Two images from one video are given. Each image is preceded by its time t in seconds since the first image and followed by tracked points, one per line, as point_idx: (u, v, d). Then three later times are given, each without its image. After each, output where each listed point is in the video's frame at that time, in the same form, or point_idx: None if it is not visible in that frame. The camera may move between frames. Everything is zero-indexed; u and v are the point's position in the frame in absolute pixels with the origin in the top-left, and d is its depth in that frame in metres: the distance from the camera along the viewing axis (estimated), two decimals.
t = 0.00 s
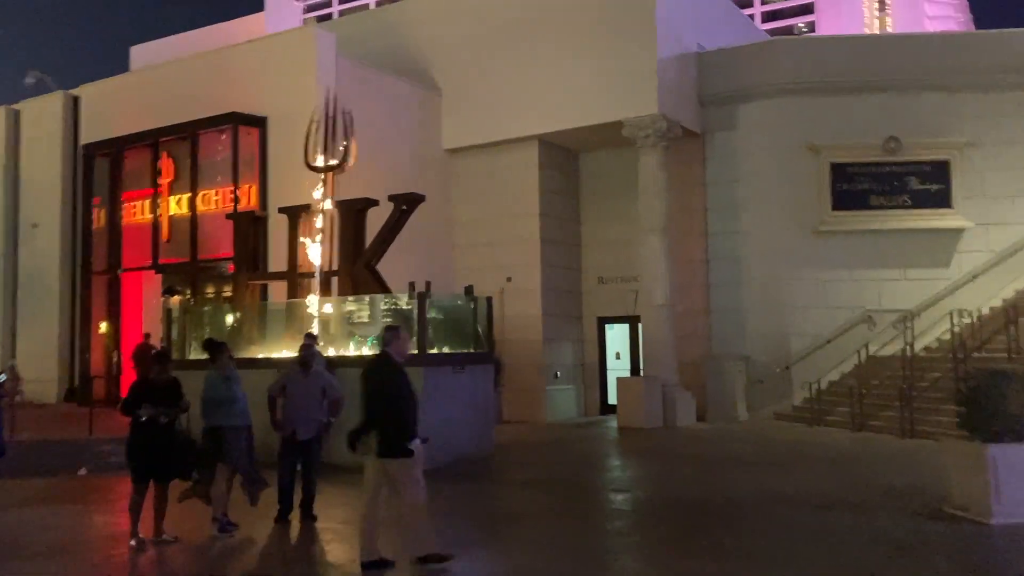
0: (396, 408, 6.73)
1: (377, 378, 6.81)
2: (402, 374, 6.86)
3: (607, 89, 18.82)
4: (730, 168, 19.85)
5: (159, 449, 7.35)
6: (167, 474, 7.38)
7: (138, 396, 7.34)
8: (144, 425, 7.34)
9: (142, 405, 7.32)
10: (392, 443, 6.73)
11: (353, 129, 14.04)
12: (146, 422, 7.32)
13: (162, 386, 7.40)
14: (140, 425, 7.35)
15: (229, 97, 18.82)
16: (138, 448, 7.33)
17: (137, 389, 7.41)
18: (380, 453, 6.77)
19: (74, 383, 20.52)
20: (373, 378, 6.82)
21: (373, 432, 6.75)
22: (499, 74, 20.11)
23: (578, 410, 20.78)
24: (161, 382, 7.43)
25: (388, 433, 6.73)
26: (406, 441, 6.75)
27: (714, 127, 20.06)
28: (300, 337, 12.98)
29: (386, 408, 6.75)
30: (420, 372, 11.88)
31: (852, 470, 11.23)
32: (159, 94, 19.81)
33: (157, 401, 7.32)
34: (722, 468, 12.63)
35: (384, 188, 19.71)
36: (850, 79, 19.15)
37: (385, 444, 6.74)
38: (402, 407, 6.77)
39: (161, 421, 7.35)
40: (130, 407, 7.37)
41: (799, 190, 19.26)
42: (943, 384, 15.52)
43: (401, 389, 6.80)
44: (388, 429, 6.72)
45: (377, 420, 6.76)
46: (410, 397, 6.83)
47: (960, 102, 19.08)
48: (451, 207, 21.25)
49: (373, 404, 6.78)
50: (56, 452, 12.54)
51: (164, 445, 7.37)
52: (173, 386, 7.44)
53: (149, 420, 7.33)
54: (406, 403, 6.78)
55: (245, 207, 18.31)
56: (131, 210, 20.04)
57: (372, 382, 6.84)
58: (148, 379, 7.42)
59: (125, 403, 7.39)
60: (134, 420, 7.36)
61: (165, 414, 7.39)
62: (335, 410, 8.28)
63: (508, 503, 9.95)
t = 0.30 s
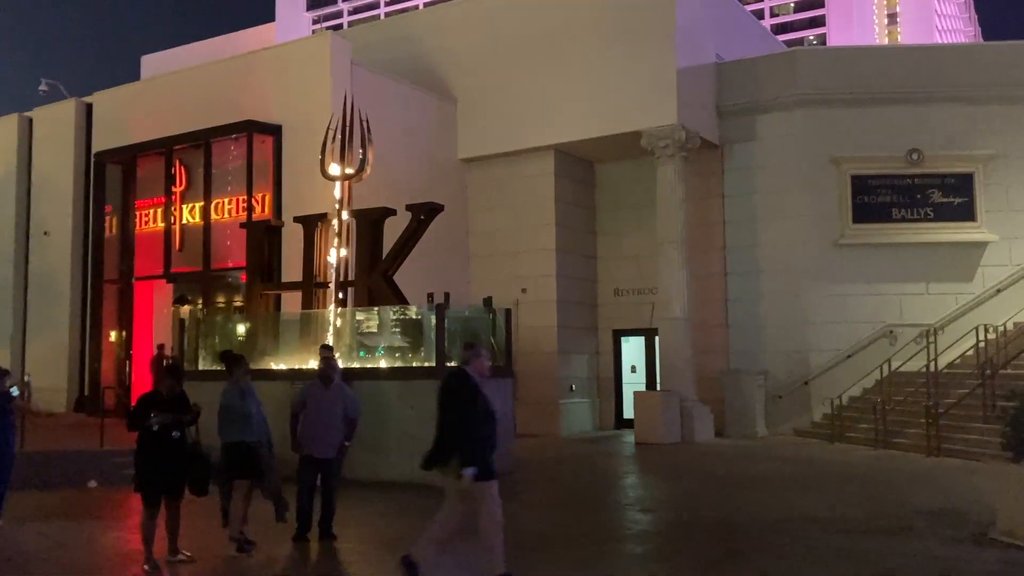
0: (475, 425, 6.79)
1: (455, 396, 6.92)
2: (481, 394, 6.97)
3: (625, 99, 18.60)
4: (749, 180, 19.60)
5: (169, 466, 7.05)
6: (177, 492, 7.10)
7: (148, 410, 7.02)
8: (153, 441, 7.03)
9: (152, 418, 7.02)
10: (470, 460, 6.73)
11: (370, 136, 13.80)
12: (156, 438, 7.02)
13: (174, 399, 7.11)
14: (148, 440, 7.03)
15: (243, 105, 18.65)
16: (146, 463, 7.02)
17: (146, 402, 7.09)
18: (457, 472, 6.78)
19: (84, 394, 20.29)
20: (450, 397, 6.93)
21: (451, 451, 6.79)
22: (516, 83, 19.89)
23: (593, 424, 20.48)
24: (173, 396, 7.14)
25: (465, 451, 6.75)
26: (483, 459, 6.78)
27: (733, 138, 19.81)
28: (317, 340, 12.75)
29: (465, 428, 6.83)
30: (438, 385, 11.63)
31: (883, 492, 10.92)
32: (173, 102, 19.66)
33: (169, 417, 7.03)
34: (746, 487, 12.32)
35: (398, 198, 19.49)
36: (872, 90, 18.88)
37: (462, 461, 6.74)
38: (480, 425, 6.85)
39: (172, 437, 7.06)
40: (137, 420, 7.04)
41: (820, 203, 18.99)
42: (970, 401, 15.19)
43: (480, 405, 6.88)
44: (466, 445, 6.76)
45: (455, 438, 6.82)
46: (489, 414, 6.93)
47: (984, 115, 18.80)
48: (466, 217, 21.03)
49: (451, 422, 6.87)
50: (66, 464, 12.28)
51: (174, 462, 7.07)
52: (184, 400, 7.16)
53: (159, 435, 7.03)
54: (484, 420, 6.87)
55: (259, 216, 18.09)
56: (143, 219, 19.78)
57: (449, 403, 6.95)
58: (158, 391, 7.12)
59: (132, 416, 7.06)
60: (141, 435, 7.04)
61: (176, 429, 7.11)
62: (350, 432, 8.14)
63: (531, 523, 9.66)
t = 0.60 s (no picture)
0: (544, 452, 6.66)
1: (522, 421, 6.72)
2: (551, 418, 6.77)
3: (635, 117, 18.40)
4: (760, 199, 19.38)
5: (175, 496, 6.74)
6: (184, 523, 6.77)
7: (152, 438, 6.73)
8: (159, 470, 6.73)
9: (156, 447, 6.72)
10: (536, 488, 6.64)
11: (380, 154, 13.60)
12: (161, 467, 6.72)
13: (178, 426, 6.79)
14: (154, 470, 6.73)
15: (249, 125, 18.48)
16: (152, 493, 6.72)
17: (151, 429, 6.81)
18: (519, 499, 6.71)
19: (86, 417, 19.97)
20: (517, 420, 6.74)
21: (517, 479, 6.67)
22: (524, 102, 19.71)
23: (604, 447, 20.15)
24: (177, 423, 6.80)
25: (534, 482, 6.64)
26: (549, 487, 6.71)
27: (743, 157, 19.61)
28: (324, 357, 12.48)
29: (535, 457, 6.67)
30: (452, 409, 11.35)
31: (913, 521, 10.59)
32: (179, 122, 19.49)
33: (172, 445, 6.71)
34: (768, 514, 12.01)
35: (406, 217, 19.26)
36: (885, 107, 18.69)
37: (527, 492, 6.64)
38: (548, 452, 6.69)
39: (177, 465, 6.74)
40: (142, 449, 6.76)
41: (833, 222, 18.77)
42: (993, 424, 14.91)
43: (550, 431, 6.70)
44: (532, 474, 6.64)
45: (521, 464, 6.69)
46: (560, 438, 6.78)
47: (997, 133, 18.61)
48: (473, 237, 20.80)
49: (518, 448, 6.70)
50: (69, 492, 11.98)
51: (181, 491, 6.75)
52: (189, 427, 6.83)
53: (164, 464, 6.72)
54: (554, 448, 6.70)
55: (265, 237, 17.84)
56: (147, 239, 19.52)
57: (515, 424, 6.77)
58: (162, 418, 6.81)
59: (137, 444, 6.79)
60: (146, 464, 6.75)
61: (182, 458, 6.79)
62: (368, 461, 7.93)
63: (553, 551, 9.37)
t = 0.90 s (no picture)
0: (622, 465, 7.06)
1: (604, 439, 7.14)
2: (627, 432, 7.17)
3: (652, 127, 18.16)
4: (778, 210, 19.10)
5: (198, 517, 6.44)
6: (206, 545, 6.47)
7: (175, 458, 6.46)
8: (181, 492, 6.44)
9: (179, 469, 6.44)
10: (620, 506, 7.03)
11: (395, 161, 13.37)
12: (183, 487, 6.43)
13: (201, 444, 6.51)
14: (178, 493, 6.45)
15: (261, 133, 18.28)
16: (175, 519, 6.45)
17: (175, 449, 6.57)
18: (605, 519, 7.08)
19: (93, 429, 19.68)
20: (599, 439, 7.15)
21: (601, 499, 7.05)
22: (538, 112, 19.49)
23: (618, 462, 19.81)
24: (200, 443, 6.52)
25: (614, 494, 7.04)
26: (633, 505, 7.08)
27: (760, 167, 19.35)
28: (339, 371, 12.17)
29: (614, 471, 7.09)
30: (471, 423, 11.03)
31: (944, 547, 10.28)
32: (190, 131, 19.27)
33: (197, 464, 6.43)
34: (795, 535, 11.69)
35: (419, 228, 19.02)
36: (904, 117, 18.42)
37: (612, 512, 7.03)
38: (629, 470, 7.09)
39: (202, 485, 6.45)
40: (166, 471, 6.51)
41: (852, 233, 18.49)
42: (1021, 439, 14.59)
43: (631, 449, 7.11)
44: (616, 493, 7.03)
45: (604, 483, 7.08)
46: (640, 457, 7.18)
47: (1019, 144, 18.35)
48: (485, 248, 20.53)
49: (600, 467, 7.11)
50: (76, 505, 11.66)
51: (204, 513, 6.45)
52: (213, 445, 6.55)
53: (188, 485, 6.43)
54: (635, 465, 7.10)
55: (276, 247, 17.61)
56: (157, 249, 19.28)
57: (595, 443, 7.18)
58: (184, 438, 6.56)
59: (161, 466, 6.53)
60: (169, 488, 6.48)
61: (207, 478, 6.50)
62: (393, 477, 7.65)
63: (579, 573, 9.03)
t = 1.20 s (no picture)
0: (701, 472, 6.41)
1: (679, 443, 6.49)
2: (706, 435, 6.47)
3: (665, 127, 17.97)
4: (792, 211, 18.90)
5: (229, 523, 6.29)
6: (236, 556, 6.30)
7: (210, 461, 6.34)
8: (215, 497, 6.31)
9: (213, 472, 6.31)
10: (691, 515, 6.45)
11: (411, 161, 13.15)
12: (217, 492, 6.30)
13: (237, 448, 6.38)
14: (210, 496, 6.32)
15: (271, 135, 18.09)
16: (208, 524, 6.32)
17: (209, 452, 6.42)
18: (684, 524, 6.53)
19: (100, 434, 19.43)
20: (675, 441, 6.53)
21: (675, 506, 6.49)
22: (550, 113, 19.29)
23: (631, 466, 19.58)
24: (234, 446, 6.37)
25: (690, 502, 6.44)
26: (712, 511, 6.45)
27: (774, 168, 19.16)
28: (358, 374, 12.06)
29: (691, 478, 6.45)
30: (492, 429, 10.81)
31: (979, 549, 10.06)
32: (199, 132, 19.07)
33: (231, 468, 6.31)
34: (819, 541, 11.48)
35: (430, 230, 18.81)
36: (920, 117, 18.23)
37: (688, 517, 6.45)
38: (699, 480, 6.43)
39: (236, 492, 6.31)
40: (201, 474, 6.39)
41: (868, 235, 18.28)
42: None
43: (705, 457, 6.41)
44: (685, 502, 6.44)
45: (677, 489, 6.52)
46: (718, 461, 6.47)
47: None
48: (496, 251, 20.33)
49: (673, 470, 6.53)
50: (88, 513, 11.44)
51: (236, 520, 6.30)
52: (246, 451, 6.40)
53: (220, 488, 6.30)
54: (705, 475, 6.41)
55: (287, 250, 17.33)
56: (165, 252, 19.04)
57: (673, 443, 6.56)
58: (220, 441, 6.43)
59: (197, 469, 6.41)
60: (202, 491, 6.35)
61: (242, 484, 6.36)
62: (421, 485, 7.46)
63: None
